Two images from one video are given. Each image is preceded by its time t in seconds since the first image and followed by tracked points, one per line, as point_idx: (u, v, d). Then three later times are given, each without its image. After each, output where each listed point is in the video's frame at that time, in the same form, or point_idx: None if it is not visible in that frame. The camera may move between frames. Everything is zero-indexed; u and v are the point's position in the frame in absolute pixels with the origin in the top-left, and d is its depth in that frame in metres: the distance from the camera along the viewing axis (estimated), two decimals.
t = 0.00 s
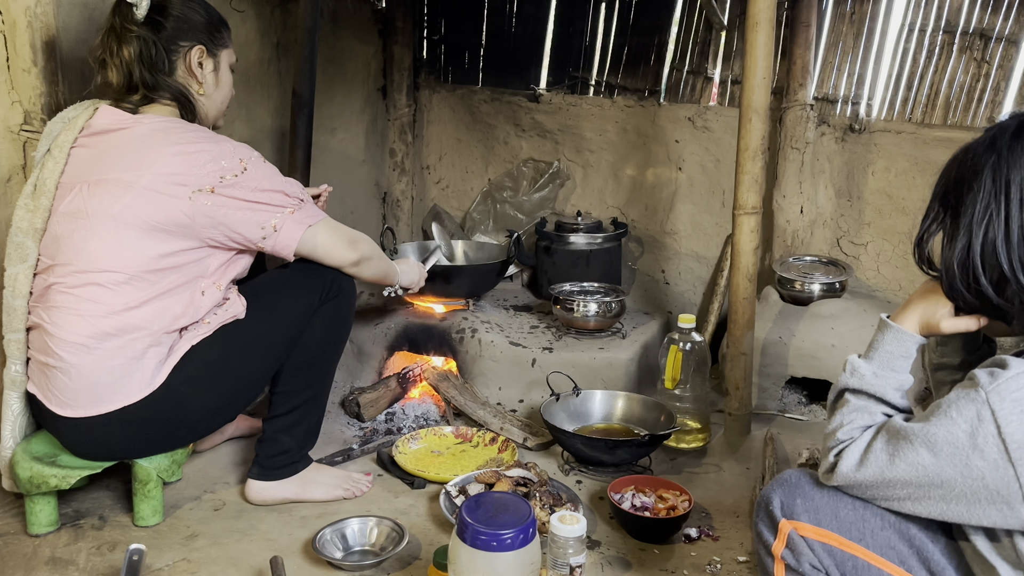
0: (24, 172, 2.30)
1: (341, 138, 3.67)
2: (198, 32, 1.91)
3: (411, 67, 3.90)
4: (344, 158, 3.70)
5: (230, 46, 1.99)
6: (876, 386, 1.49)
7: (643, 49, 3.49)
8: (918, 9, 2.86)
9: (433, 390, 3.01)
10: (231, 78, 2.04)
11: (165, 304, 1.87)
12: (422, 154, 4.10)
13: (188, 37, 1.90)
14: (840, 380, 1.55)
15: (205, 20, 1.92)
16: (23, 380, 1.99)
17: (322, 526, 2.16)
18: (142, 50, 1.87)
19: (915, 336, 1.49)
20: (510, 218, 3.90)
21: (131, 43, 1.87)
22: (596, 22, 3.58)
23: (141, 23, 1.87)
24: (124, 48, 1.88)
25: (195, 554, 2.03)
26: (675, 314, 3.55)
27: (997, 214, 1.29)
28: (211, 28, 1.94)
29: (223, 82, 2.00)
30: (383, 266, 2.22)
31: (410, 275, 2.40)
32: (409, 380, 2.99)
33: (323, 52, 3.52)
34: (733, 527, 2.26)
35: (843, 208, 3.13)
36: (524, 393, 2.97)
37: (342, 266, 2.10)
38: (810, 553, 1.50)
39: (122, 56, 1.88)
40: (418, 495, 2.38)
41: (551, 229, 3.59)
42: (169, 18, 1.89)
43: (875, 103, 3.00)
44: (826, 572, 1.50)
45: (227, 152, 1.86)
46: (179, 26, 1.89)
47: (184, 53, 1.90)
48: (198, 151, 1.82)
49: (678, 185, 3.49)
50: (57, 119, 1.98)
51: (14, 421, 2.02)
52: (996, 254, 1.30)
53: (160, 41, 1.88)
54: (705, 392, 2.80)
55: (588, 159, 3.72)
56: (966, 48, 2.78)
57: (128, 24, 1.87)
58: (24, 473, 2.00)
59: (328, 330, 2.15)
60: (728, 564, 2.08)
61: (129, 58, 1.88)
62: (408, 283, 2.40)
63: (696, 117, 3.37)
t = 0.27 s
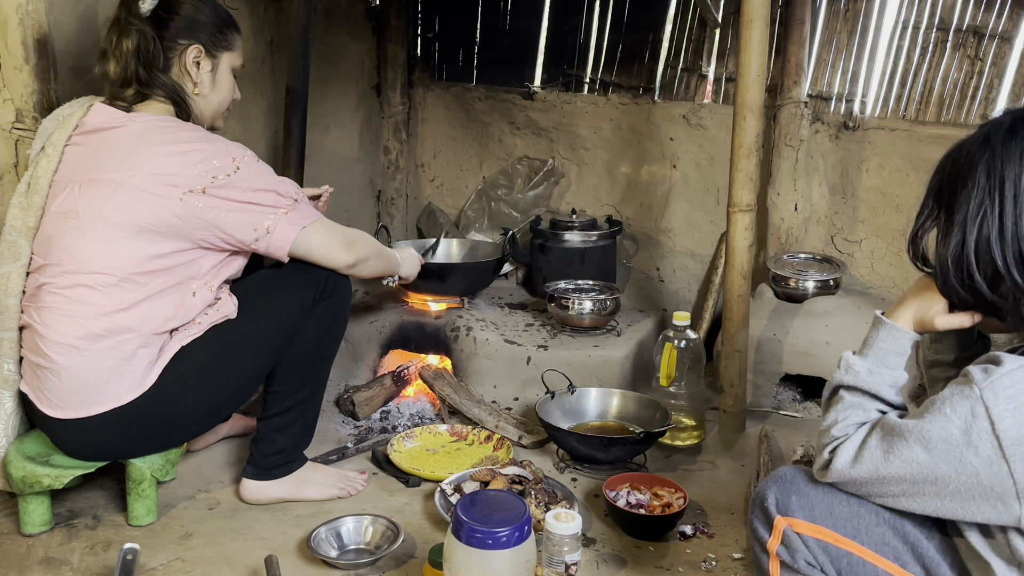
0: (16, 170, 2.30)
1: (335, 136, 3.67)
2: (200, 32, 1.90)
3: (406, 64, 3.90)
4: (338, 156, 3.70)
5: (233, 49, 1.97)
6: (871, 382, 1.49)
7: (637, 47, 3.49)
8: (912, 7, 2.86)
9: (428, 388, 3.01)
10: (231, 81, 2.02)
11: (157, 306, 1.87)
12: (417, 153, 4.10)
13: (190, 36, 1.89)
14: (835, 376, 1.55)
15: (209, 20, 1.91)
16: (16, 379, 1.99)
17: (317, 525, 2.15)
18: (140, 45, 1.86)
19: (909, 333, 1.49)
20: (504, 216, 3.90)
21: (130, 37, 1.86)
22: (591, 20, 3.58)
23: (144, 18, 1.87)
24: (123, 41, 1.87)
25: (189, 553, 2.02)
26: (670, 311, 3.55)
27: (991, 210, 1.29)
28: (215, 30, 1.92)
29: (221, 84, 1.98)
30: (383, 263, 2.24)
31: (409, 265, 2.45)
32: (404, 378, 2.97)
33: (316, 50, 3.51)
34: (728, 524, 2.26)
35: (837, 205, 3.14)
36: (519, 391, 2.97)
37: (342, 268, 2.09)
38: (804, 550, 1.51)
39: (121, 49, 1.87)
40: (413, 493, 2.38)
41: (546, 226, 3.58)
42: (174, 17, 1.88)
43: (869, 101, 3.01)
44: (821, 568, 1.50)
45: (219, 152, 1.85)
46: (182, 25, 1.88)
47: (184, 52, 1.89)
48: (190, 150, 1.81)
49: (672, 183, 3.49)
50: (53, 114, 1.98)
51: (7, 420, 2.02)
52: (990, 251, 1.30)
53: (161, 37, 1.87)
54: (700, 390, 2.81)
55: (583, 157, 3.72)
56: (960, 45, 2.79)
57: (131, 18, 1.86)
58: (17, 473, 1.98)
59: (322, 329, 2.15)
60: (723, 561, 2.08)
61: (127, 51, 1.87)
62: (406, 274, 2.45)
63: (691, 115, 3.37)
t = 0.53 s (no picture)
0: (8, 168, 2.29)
1: (329, 133, 3.66)
2: (222, 42, 1.85)
3: (399, 62, 3.89)
4: (332, 153, 3.68)
5: (254, 66, 1.90)
6: (864, 378, 1.49)
7: (631, 44, 3.49)
8: (904, 4, 2.87)
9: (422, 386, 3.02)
10: (246, 102, 1.94)
11: (147, 311, 1.85)
12: (411, 151, 4.10)
13: (212, 45, 1.84)
14: (828, 372, 1.56)
15: (233, 33, 1.85)
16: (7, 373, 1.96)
17: (311, 523, 2.15)
18: (160, 43, 1.83)
19: (903, 329, 1.50)
20: (498, 214, 3.89)
21: (155, 33, 1.84)
22: (584, 17, 3.57)
23: (174, 17, 1.85)
24: (148, 36, 1.85)
25: (183, 553, 2.02)
26: (664, 309, 3.56)
27: (985, 206, 1.29)
28: (240, 44, 1.86)
29: (232, 99, 1.90)
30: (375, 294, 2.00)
31: (412, 278, 2.09)
32: (398, 376, 3.00)
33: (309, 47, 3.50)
34: (722, 521, 2.27)
35: (830, 202, 3.14)
36: (513, 388, 2.97)
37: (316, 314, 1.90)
38: (798, 546, 1.51)
39: (144, 44, 1.85)
40: (408, 491, 2.38)
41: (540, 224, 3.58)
42: (204, 26, 1.85)
43: (862, 98, 3.01)
44: (815, 563, 1.51)
45: (202, 164, 1.75)
46: (207, 32, 1.84)
47: (200, 56, 1.84)
48: (170, 163, 1.72)
49: (666, 180, 3.49)
50: (64, 106, 1.98)
51: None
52: (983, 246, 1.30)
53: (184, 40, 1.84)
54: (694, 386, 2.82)
55: (577, 154, 3.72)
56: (952, 43, 2.80)
57: (162, 16, 1.85)
58: (9, 472, 1.97)
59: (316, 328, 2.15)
60: (717, 557, 2.08)
61: (148, 47, 1.84)
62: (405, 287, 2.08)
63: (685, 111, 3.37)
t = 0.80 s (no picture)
0: None
1: (319, 130, 3.64)
2: (250, 55, 1.83)
3: (389, 58, 3.87)
4: (322, 150, 3.67)
5: (280, 81, 1.89)
6: (855, 375, 1.49)
7: (622, 41, 3.48)
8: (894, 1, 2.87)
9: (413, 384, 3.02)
10: (270, 115, 1.92)
11: (128, 315, 1.82)
12: (401, 147, 4.07)
13: (239, 56, 1.83)
14: (820, 370, 1.56)
15: (262, 47, 1.84)
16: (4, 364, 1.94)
17: (301, 522, 2.14)
18: (187, 50, 1.81)
19: (894, 328, 1.50)
20: (489, 211, 3.89)
21: (183, 40, 1.82)
22: (575, 14, 3.56)
23: (204, 25, 1.84)
24: (176, 43, 1.83)
25: (172, 552, 2.01)
26: (656, 306, 3.56)
27: (975, 203, 1.28)
28: (267, 57, 1.85)
29: (256, 112, 1.89)
30: (286, 392, 1.83)
31: (342, 397, 1.91)
32: (389, 374, 3.04)
33: (299, 43, 3.48)
34: (713, 518, 2.27)
35: (821, 199, 3.14)
36: (505, 386, 2.96)
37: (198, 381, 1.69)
38: (789, 543, 1.51)
39: (171, 50, 1.83)
40: (399, 490, 2.37)
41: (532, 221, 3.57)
42: (231, 37, 1.83)
43: (852, 95, 3.02)
44: (806, 561, 1.51)
45: (176, 185, 1.67)
46: (236, 44, 1.83)
47: (226, 67, 1.82)
48: (145, 177, 1.67)
49: (657, 177, 3.49)
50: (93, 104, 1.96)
51: None
52: (973, 243, 1.29)
53: (211, 49, 1.82)
54: (685, 384, 2.82)
55: (568, 151, 3.72)
56: (942, 40, 2.81)
57: (192, 24, 1.84)
58: None
59: (302, 330, 2.15)
60: (708, 554, 2.08)
61: (175, 53, 1.82)
62: (331, 402, 1.90)
63: (675, 109, 3.38)
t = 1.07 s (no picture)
0: None
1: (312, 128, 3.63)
2: (282, 73, 1.82)
3: (382, 56, 3.86)
4: (314, 148, 3.66)
5: (311, 101, 1.88)
6: (847, 371, 1.50)
7: (615, 39, 3.48)
8: None
9: (405, 381, 2.99)
10: (298, 135, 1.91)
11: (122, 317, 1.81)
12: (394, 145, 4.06)
13: (271, 74, 1.82)
14: (811, 366, 1.56)
15: (295, 66, 1.83)
16: None
17: (294, 520, 2.14)
18: (220, 62, 1.81)
19: (885, 323, 1.51)
20: (482, 209, 3.88)
21: (217, 52, 1.81)
22: (568, 12, 3.56)
23: (240, 40, 1.83)
24: (210, 54, 1.83)
25: (164, 551, 2.00)
26: (648, 304, 3.56)
27: (968, 199, 1.28)
28: (299, 77, 1.84)
29: (285, 131, 1.88)
30: (294, 417, 1.88)
31: (345, 424, 1.97)
32: (382, 372, 3.02)
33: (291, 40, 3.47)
34: (706, 514, 2.27)
35: (813, 197, 3.15)
36: (498, 384, 2.96)
37: (208, 400, 1.74)
38: (781, 540, 1.52)
39: (204, 61, 1.83)
40: (392, 488, 2.37)
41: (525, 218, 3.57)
42: (267, 54, 1.82)
43: (844, 93, 3.02)
44: (798, 558, 1.51)
45: (180, 190, 1.68)
46: (268, 60, 1.82)
47: (257, 85, 1.81)
48: (153, 179, 1.68)
49: (650, 175, 3.50)
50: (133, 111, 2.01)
51: None
52: (966, 239, 1.29)
53: (244, 63, 1.81)
54: (678, 380, 2.85)
55: (561, 149, 3.71)
56: (934, 38, 2.81)
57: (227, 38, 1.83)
58: None
59: (302, 337, 2.14)
60: (701, 551, 2.09)
61: (208, 64, 1.82)
62: (334, 430, 1.96)
63: (668, 107, 3.38)
